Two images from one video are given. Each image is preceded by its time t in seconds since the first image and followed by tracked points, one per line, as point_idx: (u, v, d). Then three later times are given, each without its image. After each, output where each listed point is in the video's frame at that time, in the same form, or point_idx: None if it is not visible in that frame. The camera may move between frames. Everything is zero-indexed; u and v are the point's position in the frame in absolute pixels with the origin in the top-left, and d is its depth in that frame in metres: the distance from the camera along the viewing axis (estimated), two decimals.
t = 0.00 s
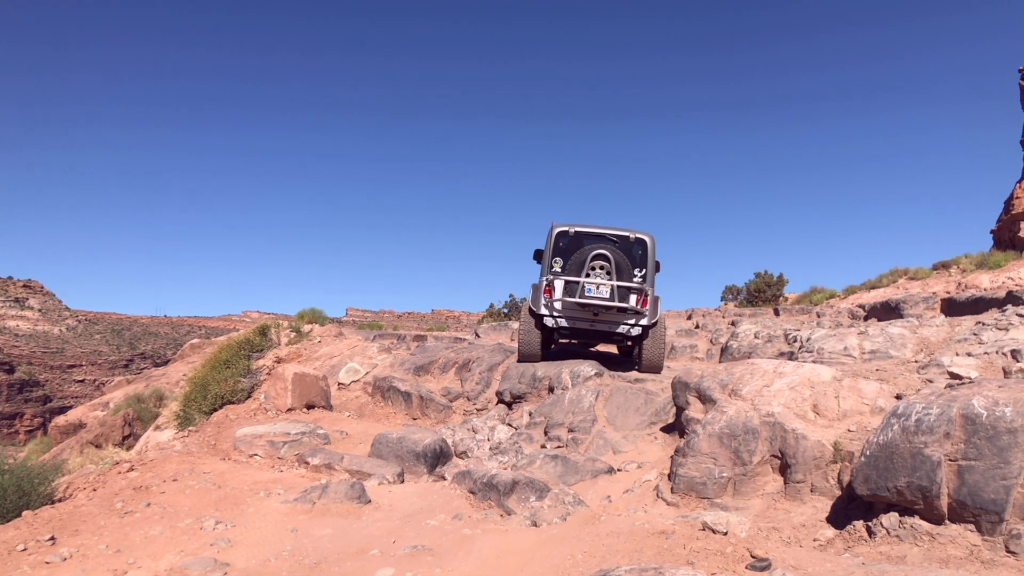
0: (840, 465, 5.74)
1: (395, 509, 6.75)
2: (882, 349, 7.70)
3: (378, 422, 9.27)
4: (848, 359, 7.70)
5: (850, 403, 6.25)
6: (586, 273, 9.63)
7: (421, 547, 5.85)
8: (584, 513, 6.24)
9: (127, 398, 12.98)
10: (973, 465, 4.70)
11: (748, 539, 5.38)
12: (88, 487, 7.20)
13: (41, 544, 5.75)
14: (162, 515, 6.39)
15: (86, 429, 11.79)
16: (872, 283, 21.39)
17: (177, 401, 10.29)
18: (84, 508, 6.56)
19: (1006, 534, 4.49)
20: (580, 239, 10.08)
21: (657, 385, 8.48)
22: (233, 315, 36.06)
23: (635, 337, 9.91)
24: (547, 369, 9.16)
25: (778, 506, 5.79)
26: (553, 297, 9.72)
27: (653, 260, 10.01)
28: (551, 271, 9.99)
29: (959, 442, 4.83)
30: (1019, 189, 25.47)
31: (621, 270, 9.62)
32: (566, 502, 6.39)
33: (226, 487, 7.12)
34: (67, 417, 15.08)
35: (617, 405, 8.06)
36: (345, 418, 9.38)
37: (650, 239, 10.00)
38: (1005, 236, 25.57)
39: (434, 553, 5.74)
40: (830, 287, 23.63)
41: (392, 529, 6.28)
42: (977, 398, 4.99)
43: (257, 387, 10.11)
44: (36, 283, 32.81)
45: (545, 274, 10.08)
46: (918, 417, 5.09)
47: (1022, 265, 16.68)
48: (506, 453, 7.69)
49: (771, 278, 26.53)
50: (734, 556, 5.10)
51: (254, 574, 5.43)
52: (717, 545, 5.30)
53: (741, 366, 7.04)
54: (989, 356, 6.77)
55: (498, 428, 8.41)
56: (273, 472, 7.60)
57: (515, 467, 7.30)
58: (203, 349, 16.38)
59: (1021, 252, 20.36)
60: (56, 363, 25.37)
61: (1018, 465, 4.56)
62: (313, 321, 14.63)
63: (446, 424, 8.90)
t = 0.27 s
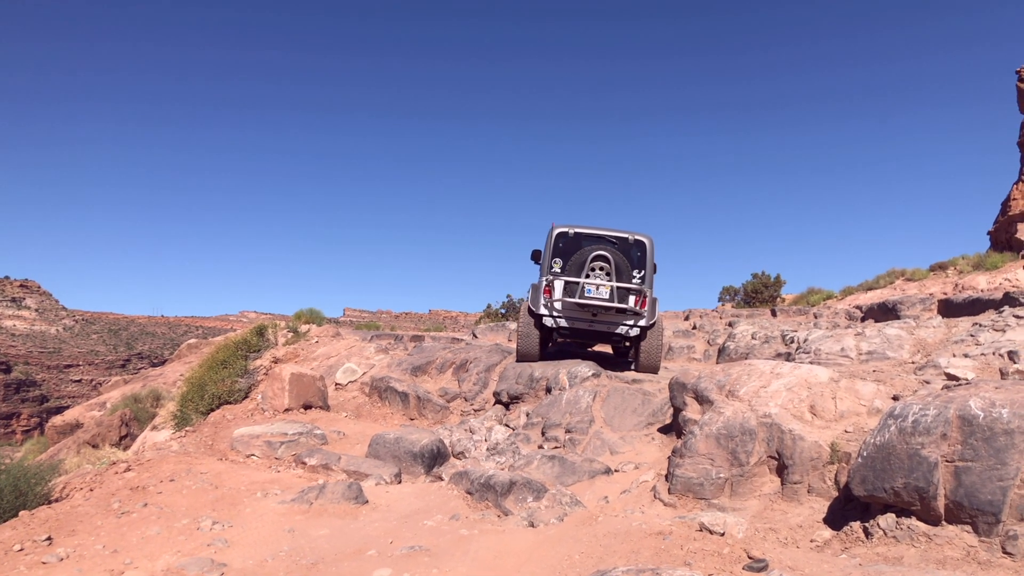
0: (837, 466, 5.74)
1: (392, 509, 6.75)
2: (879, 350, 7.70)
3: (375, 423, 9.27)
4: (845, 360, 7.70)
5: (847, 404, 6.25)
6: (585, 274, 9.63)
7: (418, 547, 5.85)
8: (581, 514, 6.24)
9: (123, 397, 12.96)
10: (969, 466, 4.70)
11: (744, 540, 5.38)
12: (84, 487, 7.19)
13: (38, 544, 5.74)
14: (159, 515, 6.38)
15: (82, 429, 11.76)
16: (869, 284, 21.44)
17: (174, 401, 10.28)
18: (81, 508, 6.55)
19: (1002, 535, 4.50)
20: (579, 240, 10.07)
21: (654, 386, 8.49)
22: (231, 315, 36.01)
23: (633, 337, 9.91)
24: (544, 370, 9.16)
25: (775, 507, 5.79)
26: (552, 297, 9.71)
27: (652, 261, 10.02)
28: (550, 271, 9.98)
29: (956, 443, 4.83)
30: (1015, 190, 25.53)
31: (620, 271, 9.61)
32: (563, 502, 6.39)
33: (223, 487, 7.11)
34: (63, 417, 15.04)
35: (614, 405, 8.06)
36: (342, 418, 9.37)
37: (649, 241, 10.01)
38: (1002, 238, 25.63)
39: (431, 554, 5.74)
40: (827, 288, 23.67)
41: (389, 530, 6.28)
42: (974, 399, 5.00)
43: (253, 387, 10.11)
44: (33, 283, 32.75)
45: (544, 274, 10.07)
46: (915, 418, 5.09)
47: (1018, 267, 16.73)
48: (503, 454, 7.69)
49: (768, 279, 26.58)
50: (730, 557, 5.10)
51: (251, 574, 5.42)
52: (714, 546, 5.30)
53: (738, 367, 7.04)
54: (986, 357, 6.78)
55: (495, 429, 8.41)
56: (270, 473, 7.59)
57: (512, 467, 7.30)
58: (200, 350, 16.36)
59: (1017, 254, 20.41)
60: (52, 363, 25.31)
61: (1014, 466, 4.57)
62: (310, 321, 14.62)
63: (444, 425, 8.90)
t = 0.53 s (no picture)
0: (834, 467, 5.75)
1: (389, 510, 6.74)
2: (876, 350, 7.71)
3: (373, 423, 9.26)
4: (842, 361, 7.71)
5: (844, 405, 6.26)
6: (583, 273, 9.63)
7: (415, 547, 5.85)
8: (578, 514, 6.24)
9: (120, 397, 12.94)
10: (966, 467, 4.71)
11: (741, 540, 5.38)
12: (81, 487, 7.18)
13: (34, 544, 5.73)
14: (156, 515, 6.37)
15: (79, 429, 11.74)
16: (867, 285, 21.47)
17: (171, 401, 10.26)
18: (77, 508, 6.54)
19: (999, 536, 4.51)
20: (577, 240, 10.07)
21: (652, 386, 8.49)
22: (228, 315, 35.97)
23: (630, 337, 9.92)
24: (541, 370, 9.16)
25: (772, 508, 5.80)
26: (550, 297, 9.71)
27: (650, 262, 10.03)
28: (548, 271, 9.98)
29: (952, 444, 4.84)
30: (1012, 191, 25.58)
31: (618, 271, 9.60)
32: (560, 503, 6.39)
33: (220, 487, 7.11)
34: (60, 416, 15.01)
35: (611, 406, 8.06)
36: (339, 418, 9.37)
37: (647, 242, 10.02)
38: (998, 239, 25.68)
39: (427, 554, 5.74)
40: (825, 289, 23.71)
41: (386, 530, 6.28)
42: (970, 400, 5.00)
43: (251, 387, 10.10)
44: (30, 282, 32.70)
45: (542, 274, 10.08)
46: (912, 419, 5.09)
47: (1014, 268, 16.76)
48: (500, 454, 7.70)
49: (766, 279, 26.62)
50: (727, 557, 5.10)
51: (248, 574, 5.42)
52: (711, 546, 5.31)
53: (735, 368, 7.04)
54: (982, 358, 6.79)
55: (492, 429, 8.41)
56: (267, 473, 7.59)
57: (509, 468, 7.30)
58: (197, 349, 16.34)
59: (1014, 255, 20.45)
60: (49, 362, 25.26)
61: (1010, 467, 4.58)
62: (308, 321, 14.62)
63: (441, 425, 8.89)
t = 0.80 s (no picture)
0: (830, 467, 5.75)
1: (385, 510, 6.74)
2: (873, 350, 7.72)
3: (370, 423, 9.26)
4: (839, 361, 7.71)
5: (840, 405, 6.27)
6: (581, 274, 9.62)
7: (412, 548, 5.84)
8: (575, 514, 6.24)
9: (117, 397, 12.92)
10: (962, 467, 4.72)
11: (738, 540, 5.38)
12: (77, 487, 7.17)
13: (30, 544, 5.72)
14: (152, 515, 6.36)
15: (75, 429, 11.72)
16: (864, 285, 21.49)
17: (168, 401, 10.25)
18: (73, 508, 6.53)
19: (994, 536, 4.51)
20: (574, 241, 10.07)
21: (649, 386, 8.49)
22: (224, 315, 35.96)
23: (626, 337, 9.94)
24: (539, 370, 9.16)
25: (768, 508, 5.80)
26: (548, 296, 9.71)
27: (646, 262, 10.06)
28: (545, 271, 9.98)
29: (948, 444, 4.85)
30: (1009, 192, 25.63)
31: (616, 271, 9.56)
32: (556, 503, 6.39)
33: (217, 487, 7.10)
34: (56, 416, 14.98)
35: (608, 406, 8.06)
36: (336, 418, 9.36)
37: (643, 242, 10.04)
38: (995, 239, 25.73)
39: (424, 554, 5.73)
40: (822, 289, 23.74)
41: (383, 530, 6.27)
42: (966, 400, 5.01)
43: (247, 387, 10.09)
44: (27, 282, 32.66)
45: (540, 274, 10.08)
46: (908, 419, 5.09)
47: (1011, 268, 16.79)
48: (497, 454, 7.69)
49: (763, 279, 26.66)
50: (724, 557, 5.10)
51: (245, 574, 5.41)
52: (708, 546, 5.31)
53: (732, 368, 7.05)
54: (979, 359, 6.80)
55: (489, 429, 8.40)
56: (264, 473, 7.58)
57: (506, 468, 7.30)
58: (194, 349, 16.32)
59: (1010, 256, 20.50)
60: (46, 362, 25.19)
61: (1006, 467, 4.58)
62: (305, 321, 14.60)
63: (438, 425, 8.89)
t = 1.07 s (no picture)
0: (827, 466, 5.76)
1: (383, 509, 6.73)
2: (870, 350, 7.73)
3: (367, 423, 9.25)
4: (836, 361, 7.72)
5: (837, 404, 6.27)
6: (580, 273, 9.62)
7: (410, 547, 5.84)
8: (572, 513, 6.24)
9: (114, 397, 12.89)
10: (958, 466, 4.72)
11: (735, 539, 5.38)
12: (74, 486, 7.15)
13: (27, 544, 5.71)
14: (149, 515, 6.35)
15: (73, 428, 11.70)
16: (861, 284, 21.51)
17: (165, 400, 10.23)
18: (70, 508, 6.52)
19: (991, 534, 4.52)
20: (573, 241, 10.07)
21: (646, 386, 8.50)
22: (222, 314, 35.95)
23: (624, 336, 9.96)
24: (536, 369, 9.15)
25: (766, 507, 5.81)
26: (548, 295, 9.69)
27: (643, 263, 10.08)
28: (545, 271, 9.97)
29: (945, 443, 4.85)
30: (1006, 191, 25.67)
31: (615, 271, 9.57)
32: (554, 502, 6.39)
33: (214, 487, 7.08)
34: (53, 416, 14.96)
35: (606, 405, 8.06)
36: (333, 418, 9.35)
37: (641, 243, 10.06)
38: (992, 239, 25.77)
39: (422, 554, 5.72)
40: (820, 289, 23.76)
41: (380, 529, 6.27)
42: (963, 399, 5.02)
43: (245, 387, 10.08)
44: (24, 282, 32.65)
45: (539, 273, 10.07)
46: (905, 418, 5.10)
47: (1008, 267, 16.82)
48: (495, 453, 7.70)
49: (761, 279, 26.68)
50: (721, 556, 5.11)
51: (242, 574, 5.40)
52: (705, 545, 5.31)
53: (729, 368, 7.05)
54: (976, 358, 6.81)
55: (487, 428, 8.40)
56: (261, 472, 7.57)
57: (504, 467, 7.30)
58: (191, 349, 16.30)
59: (1007, 255, 20.54)
60: (43, 362, 25.15)
61: (1003, 466, 4.59)
62: (303, 321, 14.59)
63: (436, 425, 8.88)
